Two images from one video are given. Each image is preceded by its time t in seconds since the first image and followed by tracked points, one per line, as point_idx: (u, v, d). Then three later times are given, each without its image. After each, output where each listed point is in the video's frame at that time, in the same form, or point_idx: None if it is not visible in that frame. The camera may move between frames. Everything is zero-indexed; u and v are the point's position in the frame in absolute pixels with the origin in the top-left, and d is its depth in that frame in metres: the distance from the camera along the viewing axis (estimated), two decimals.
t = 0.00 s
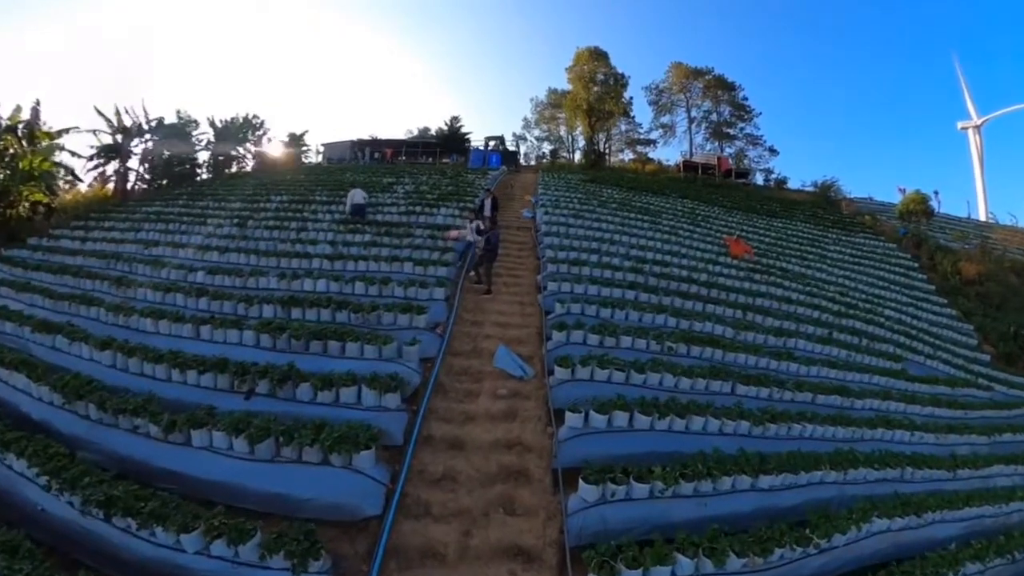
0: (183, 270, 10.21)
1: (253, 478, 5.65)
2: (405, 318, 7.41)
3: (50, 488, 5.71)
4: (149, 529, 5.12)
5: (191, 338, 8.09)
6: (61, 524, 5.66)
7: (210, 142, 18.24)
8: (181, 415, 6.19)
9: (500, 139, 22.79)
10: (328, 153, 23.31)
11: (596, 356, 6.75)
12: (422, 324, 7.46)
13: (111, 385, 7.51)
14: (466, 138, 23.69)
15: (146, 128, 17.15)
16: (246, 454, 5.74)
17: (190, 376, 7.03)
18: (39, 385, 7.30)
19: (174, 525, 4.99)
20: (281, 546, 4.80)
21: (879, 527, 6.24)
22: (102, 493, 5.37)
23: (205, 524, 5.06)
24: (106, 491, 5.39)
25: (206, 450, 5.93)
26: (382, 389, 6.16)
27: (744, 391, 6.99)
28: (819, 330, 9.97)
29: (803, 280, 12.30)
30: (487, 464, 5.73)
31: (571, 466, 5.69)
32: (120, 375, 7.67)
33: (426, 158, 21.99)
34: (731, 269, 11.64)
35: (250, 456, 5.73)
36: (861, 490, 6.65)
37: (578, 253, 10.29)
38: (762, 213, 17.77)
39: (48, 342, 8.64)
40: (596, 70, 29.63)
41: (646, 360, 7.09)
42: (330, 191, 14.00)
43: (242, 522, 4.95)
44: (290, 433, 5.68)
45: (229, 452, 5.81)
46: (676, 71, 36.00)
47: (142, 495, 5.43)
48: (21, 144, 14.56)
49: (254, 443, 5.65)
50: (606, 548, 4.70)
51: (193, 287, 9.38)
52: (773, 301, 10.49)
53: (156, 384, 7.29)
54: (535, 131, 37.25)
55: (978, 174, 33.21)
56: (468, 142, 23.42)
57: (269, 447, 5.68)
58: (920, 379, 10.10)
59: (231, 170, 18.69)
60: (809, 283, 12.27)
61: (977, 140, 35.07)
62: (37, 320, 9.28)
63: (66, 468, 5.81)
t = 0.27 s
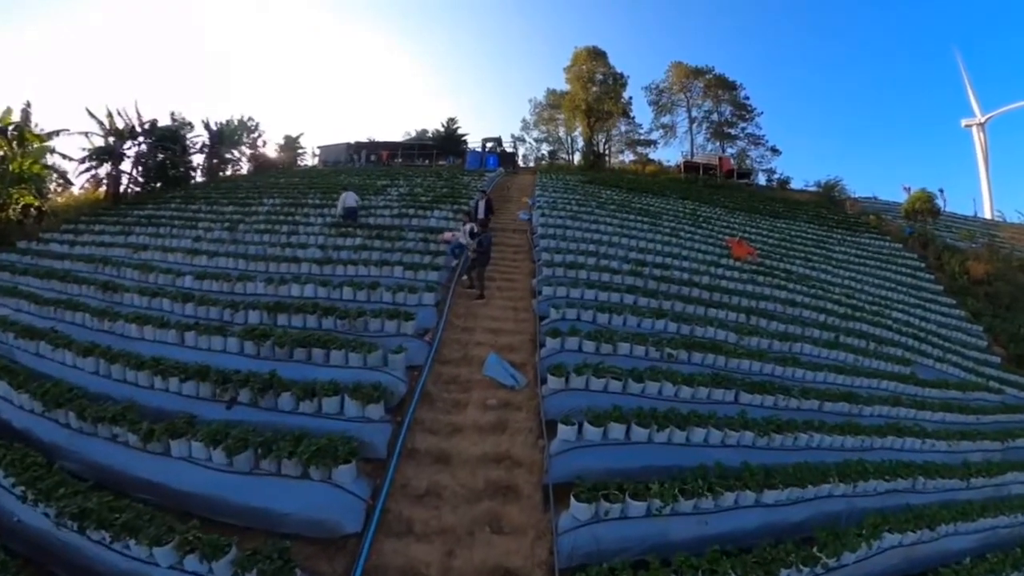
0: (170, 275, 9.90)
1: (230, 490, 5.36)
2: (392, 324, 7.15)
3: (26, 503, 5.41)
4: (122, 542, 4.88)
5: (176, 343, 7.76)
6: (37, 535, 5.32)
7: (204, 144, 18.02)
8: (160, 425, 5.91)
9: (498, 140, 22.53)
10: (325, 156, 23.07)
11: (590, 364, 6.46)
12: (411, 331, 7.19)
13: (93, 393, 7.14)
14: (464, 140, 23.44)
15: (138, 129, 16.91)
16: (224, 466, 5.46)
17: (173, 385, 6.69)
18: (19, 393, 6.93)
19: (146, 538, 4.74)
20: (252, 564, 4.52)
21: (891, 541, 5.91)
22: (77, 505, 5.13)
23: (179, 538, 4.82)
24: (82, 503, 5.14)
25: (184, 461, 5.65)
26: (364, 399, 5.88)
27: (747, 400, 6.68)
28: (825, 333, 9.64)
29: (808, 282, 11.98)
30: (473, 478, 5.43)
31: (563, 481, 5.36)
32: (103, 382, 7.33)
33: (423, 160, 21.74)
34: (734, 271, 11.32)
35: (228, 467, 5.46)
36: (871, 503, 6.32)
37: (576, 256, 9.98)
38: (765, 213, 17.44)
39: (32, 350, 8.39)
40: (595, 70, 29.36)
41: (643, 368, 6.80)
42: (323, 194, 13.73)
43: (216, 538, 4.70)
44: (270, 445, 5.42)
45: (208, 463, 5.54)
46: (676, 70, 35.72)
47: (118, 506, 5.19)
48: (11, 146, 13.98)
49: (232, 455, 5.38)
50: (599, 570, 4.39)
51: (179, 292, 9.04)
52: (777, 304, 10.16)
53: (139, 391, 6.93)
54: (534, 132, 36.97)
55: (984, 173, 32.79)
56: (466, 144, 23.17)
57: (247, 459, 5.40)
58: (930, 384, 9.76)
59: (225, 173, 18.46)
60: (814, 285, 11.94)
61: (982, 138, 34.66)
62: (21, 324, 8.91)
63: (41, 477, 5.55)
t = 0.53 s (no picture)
0: (158, 281, 9.60)
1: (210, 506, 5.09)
2: (380, 334, 6.88)
3: None
4: (96, 561, 4.63)
5: (161, 353, 7.35)
6: (15, 552, 5.03)
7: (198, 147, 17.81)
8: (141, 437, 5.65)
9: (496, 143, 22.31)
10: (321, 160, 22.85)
11: (585, 376, 6.20)
12: (399, 341, 6.92)
13: (73, 404, 6.78)
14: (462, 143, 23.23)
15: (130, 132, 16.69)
16: (203, 481, 5.19)
17: (156, 396, 6.40)
18: None
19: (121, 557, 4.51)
20: None
21: (903, 559, 5.60)
22: (53, 521, 4.87)
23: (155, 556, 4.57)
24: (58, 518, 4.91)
25: (163, 475, 5.38)
26: (349, 413, 5.61)
27: (751, 411, 6.39)
28: (831, 339, 9.33)
29: (813, 285, 11.67)
30: (459, 497, 5.16)
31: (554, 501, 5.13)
32: (87, 395, 6.88)
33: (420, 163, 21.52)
34: (736, 275, 11.02)
35: (207, 483, 5.19)
36: (882, 518, 6.02)
37: (574, 261, 9.70)
38: (768, 215, 17.14)
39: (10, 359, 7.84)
40: (594, 71, 29.13)
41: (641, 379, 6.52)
42: (317, 199, 13.48)
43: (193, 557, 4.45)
44: (251, 460, 5.17)
45: (188, 478, 5.28)
46: (676, 71, 35.47)
47: (94, 522, 4.94)
48: None
49: (212, 469, 5.11)
50: None
51: (168, 299, 8.64)
52: (782, 310, 9.86)
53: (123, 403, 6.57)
54: (533, 134, 36.73)
55: (990, 171, 32.40)
56: (463, 146, 22.95)
57: (228, 474, 5.14)
58: (941, 390, 9.43)
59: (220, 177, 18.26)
60: (819, 289, 11.63)
61: (986, 136, 34.29)
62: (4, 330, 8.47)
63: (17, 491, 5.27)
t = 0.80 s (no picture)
0: (146, 287, 9.36)
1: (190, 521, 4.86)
2: (370, 342, 6.64)
3: None
4: None
5: (146, 361, 7.06)
6: None
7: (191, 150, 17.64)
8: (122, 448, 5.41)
9: (494, 145, 22.12)
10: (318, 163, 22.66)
11: (581, 385, 5.96)
12: (388, 350, 6.68)
13: (54, 412, 6.50)
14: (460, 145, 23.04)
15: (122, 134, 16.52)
16: (183, 494, 4.96)
17: (139, 406, 6.07)
18: None
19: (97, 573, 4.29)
20: None
21: None
22: (29, 534, 4.64)
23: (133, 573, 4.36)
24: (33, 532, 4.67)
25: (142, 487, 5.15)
26: (334, 425, 5.36)
27: (755, 421, 6.14)
28: (837, 345, 9.07)
29: (818, 288, 11.42)
30: (447, 513, 4.92)
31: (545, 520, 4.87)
32: (70, 404, 6.51)
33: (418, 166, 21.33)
34: (739, 279, 10.76)
35: (187, 496, 4.95)
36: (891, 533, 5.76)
37: (572, 266, 9.46)
38: (771, 216, 16.88)
39: None
40: (594, 71, 28.93)
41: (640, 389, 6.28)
42: (311, 202, 13.27)
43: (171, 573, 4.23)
44: (233, 472, 4.94)
45: (168, 491, 5.04)
46: (676, 70, 35.26)
47: (72, 536, 4.72)
48: None
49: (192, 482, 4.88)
50: None
51: (155, 305, 8.35)
52: (787, 314, 9.60)
53: (105, 413, 6.25)
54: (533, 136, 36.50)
55: (994, 171, 32.06)
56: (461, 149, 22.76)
57: (208, 487, 4.91)
58: (952, 396, 9.14)
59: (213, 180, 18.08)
60: (824, 292, 11.36)
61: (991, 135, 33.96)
62: None
63: None
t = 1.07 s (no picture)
0: (134, 292, 9.17)
1: (172, 535, 4.64)
2: (360, 350, 6.44)
3: None
4: None
5: (131, 369, 6.87)
6: None
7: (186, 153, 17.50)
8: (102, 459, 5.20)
9: (493, 147, 21.95)
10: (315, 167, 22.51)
11: (578, 396, 5.75)
12: (380, 358, 6.48)
13: (35, 421, 6.30)
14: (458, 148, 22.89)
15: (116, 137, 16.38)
16: (164, 508, 4.74)
17: (122, 415, 5.90)
18: None
19: None
20: None
21: None
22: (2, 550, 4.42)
23: None
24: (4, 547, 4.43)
25: (123, 500, 4.93)
26: (322, 436, 5.15)
27: (760, 432, 5.91)
28: (844, 350, 8.82)
29: (823, 292, 11.16)
30: (438, 530, 4.70)
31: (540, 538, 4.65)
32: (52, 411, 6.36)
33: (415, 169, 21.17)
34: (742, 283, 10.52)
35: (168, 510, 4.74)
36: (903, 547, 5.51)
37: (571, 270, 9.24)
38: (774, 218, 16.63)
39: None
40: (593, 72, 28.77)
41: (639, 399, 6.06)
42: (306, 206, 13.09)
43: None
44: (216, 486, 4.73)
45: (149, 504, 4.83)
46: (676, 71, 35.09)
47: (46, 551, 4.49)
48: None
49: (173, 497, 4.67)
50: None
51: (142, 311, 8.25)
52: (791, 319, 9.35)
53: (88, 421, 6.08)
54: (532, 138, 36.32)
55: (999, 171, 31.78)
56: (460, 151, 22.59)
57: (190, 501, 4.70)
58: (963, 402, 8.87)
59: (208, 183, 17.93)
60: (829, 295, 11.11)
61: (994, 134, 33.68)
62: None
63: None
